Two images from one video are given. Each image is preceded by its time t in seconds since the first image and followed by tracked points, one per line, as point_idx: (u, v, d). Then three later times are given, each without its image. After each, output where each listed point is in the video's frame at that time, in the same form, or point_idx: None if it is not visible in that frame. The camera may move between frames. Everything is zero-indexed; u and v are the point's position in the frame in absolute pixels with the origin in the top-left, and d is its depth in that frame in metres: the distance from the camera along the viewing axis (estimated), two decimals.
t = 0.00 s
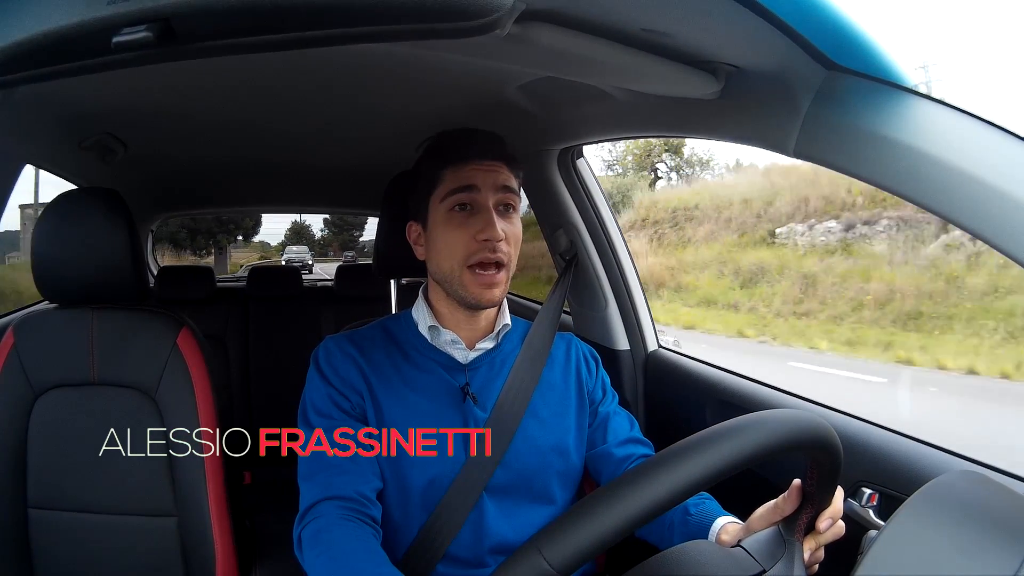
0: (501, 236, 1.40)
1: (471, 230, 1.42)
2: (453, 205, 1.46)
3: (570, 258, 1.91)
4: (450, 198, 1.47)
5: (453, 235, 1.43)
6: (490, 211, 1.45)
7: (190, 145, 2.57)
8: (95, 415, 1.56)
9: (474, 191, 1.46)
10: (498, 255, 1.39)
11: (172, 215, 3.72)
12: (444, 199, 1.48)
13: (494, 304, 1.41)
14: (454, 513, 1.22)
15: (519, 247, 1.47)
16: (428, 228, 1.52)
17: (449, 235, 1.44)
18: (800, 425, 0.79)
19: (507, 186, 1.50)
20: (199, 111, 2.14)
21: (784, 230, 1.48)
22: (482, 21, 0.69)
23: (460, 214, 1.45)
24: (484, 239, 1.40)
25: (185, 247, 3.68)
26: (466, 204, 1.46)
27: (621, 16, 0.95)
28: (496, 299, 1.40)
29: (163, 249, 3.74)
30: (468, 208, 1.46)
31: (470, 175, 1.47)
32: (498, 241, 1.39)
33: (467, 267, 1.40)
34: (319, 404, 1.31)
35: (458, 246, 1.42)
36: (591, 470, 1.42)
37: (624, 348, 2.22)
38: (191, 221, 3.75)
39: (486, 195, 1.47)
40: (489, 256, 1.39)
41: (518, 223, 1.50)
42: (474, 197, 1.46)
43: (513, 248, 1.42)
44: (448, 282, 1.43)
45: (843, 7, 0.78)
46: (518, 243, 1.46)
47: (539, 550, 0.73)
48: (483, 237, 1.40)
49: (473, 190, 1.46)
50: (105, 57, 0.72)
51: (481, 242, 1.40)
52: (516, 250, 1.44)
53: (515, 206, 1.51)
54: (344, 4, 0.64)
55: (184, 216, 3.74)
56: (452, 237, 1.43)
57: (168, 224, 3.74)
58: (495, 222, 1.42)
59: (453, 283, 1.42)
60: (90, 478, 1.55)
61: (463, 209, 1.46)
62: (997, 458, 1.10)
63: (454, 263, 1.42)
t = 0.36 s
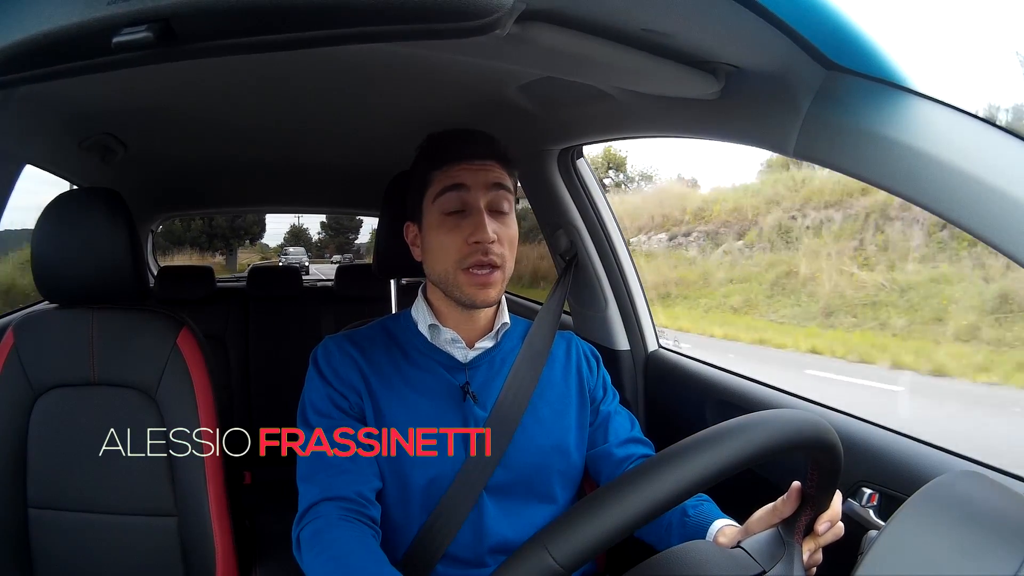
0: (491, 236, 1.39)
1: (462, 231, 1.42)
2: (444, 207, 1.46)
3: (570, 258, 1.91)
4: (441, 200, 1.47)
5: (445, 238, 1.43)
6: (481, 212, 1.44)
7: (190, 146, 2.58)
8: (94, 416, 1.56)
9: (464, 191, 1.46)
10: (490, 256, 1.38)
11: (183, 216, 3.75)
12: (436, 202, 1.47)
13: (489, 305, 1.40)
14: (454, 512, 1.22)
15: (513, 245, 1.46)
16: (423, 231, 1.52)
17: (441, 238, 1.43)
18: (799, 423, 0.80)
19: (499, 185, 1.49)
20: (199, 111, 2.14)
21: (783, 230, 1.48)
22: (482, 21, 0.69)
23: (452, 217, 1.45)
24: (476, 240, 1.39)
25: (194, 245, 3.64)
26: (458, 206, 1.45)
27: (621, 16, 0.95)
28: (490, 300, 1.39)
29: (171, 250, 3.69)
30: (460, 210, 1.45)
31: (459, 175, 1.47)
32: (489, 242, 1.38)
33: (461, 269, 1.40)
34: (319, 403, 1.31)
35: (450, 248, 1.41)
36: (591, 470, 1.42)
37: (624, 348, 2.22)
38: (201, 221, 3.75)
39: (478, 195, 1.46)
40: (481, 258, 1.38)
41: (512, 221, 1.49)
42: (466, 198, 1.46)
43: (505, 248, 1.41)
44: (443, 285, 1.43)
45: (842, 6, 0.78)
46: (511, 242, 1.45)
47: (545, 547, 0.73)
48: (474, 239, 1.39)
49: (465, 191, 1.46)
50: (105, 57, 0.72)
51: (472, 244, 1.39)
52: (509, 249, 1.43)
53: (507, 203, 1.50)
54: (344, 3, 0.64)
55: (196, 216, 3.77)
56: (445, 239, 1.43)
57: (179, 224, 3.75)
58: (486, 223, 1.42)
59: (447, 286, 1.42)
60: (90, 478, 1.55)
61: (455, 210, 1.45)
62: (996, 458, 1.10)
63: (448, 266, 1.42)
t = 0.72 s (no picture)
0: (483, 241, 1.37)
1: (456, 232, 1.41)
2: (444, 204, 1.45)
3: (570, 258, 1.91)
4: (441, 196, 1.46)
5: (439, 235, 1.42)
6: (479, 214, 1.43)
7: (190, 146, 2.58)
8: (94, 415, 1.56)
9: (466, 193, 1.45)
10: (480, 261, 1.37)
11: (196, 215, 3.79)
12: (436, 197, 1.46)
13: (475, 308, 1.40)
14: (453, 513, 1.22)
15: (510, 252, 1.44)
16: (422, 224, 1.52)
17: (435, 234, 1.43)
18: (800, 423, 0.80)
19: (501, 189, 1.47)
20: (199, 111, 2.14)
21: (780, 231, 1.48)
22: (482, 22, 0.69)
23: (449, 214, 1.44)
24: (467, 243, 1.38)
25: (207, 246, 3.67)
26: (456, 204, 1.44)
27: (620, 16, 0.95)
28: (477, 304, 1.39)
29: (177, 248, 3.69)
30: (458, 209, 1.44)
31: (463, 176, 1.46)
32: (480, 247, 1.37)
33: (450, 270, 1.39)
34: (316, 405, 1.31)
35: (440, 247, 1.41)
36: (591, 471, 1.42)
37: (624, 348, 2.22)
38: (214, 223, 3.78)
39: (477, 197, 1.45)
40: (471, 262, 1.38)
41: (512, 228, 1.47)
42: (464, 198, 1.44)
43: (498, 254, 1.40)
44: (433, 282, 1.43)
45: (842, 5, 0.78)
46: (508, 248, 1.44)
47: (550, 544, 0.73)
48: (466, 241, 1.38)
49: (465, 190, 1.45)
50: (105, 57, 0.72)
51: (463, 247, 1.38)
52: (503, 256, 1.41)
53: (510, 209, 1.48)
54: (344, 3, 0.64)
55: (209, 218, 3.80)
56: (438, 237, 1.42)
57: (193, 224, 3.78)
58: (481, 227, 1.40)
59: (436, 283, 1.42)
60: (90, 478, 1.55)
61: (453, 209, 1.44)
62: (996, 458, 1.10)
63: (438, 263, 1.41)
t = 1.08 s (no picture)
0: (505, 249, 1.39)
1: (478, 236, 1.42)
2: (468, 206, 1.45)
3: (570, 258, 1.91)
4: (466, 199, 1.46)
5: (461, 237, 1.43)
6: (502, 222, 1.44)
7: (190, 146, 2.58)
8: (95, 415, 1.56)
9: (492, 197, 1.45)
10: (499, 268, 1.39)
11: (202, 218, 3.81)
12: (461, 199, 1.47)
13: (486, 312, 1.41)
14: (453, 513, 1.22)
15: (525, 262, 1.46)
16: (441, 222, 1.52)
17: (457, 236, 1.43)
18: (801, 424, 0.80)
19: (526, 199, 1.47)
20: (199, 111, 2.14)
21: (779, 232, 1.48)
22: (482, 21, 0.69)
23: (473, 218, 1.44)
24: (489, 249, 1.39)
25: (220, 248, 3.67)
26: (480, 209, 1.45)
27: (620, 16, 0.96)
28: (489, 309, 1.40)
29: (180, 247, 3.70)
30: (482, 213, 1.45)
31: (491, 180, 1.45)
32: (502, 255, 1.38)
33: (467, 272, 1.40)
34: (317, 406, 1.30)
35: (461, 249, 1.41)
36: (591, 471, 1.42)
37: (624, 348, 2.23)
38: (223, 225, 3.78)
39: (503, 204, 1.45)
40: (490, 267, 1.39)
41: (530, 237, 1.48)
42: (490, 204, 1.45)
43: (516, 264, 1.42)
44: (447, 283, 1.43)
45: (842, 6, 0.78)
46: (525, 258, 1.45)
47: (550, 543, 0.73)
48: (488, 247, 1.39)
49: (492, 196, 1.45)
50: (105, 57, 0.72)
51: (484, 252, 1.39)
52: (519, 265, 1.43)
53: (531, 217, 1.49)
54: (343, 3, 0.64)
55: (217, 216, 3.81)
56: (459, 239, 1.43)
57: (203, 228, 3.77)
58: (505, 234, 1.42)
59: (450, 285, 1.42)
60: (90, 477, 1.55)
61: (476, 213, 1.45)
62: (996, 459, 1.10)
63: (455, 265, 1.42)
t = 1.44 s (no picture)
0: (501, 248, 1.38)
1: (474, 236, 1.41)
2: (464, 206, 1.45)
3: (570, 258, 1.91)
4: (461, 200, 1.45)
5: (457, 238, 1.42)
6: (498, 221, 1.43)
7: (190, 146, 2.58)
8: (95, 415, 1.56)
9: (487, 196, 1.44)
10: (496, 267, 1.39)
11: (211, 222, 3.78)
12: (456, 200, 1.46)
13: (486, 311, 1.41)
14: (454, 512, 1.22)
15: (523, 259, 1.45)
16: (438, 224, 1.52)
17: (454, 237, 1.43)
18: (802, 423, 0.80)
19: (521, 197, 1.47)
20: (199, 112, 2.14)
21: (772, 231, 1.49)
22: (482, 22, 0.69)
23: (468, 218, 1.44)
24: (485, 248, 1.39)
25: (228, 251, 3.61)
26: (476, 209, 1.44)
27: (620, 16, 0.96)
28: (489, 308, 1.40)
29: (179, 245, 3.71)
30: (477, 213, 1.44)
31: (485, 179, 1.45)
32: (498, 254, 1.38)
33: (464, 272, 1.41)
34: (317, 406, 1.30)
35: (457, 249, 1.41)
36: (592, 471, 1.42)
37: (624, 348, 2.23)
38: (232, 231, 3.71)
39: (498, 204, 1.45)
40: (487, 267, 1.39)
41: (527, 234, 1.48)
42: (485, 203, 1.44)
43: (514, 261, 1.41)
44: (446, 284, 1.43)
45: (842, 5, 0.78)
46: (522, 256, 1.45)
47: (550, 543, 0.73)
48: (484, 246, 1.39)
49: (487, 195, 1.44)
50: (105, 57, 0.72)
51: (481, 251, 1.39)
52: (518, 262, 1.43)
53: (527, 215, 1.48)
54: (345, 3, 0.64)
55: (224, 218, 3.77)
56: (455, 239, 1.43)
57: (213, 234, 3.72)
58: (501, 233, 1.41)
59: (449, 285, 1.42)
60: (90, 477, 1.55)
61: (472, 212, 1.44)
62: (996, 459, 1.10)
63: (453, 265, 1.42)
